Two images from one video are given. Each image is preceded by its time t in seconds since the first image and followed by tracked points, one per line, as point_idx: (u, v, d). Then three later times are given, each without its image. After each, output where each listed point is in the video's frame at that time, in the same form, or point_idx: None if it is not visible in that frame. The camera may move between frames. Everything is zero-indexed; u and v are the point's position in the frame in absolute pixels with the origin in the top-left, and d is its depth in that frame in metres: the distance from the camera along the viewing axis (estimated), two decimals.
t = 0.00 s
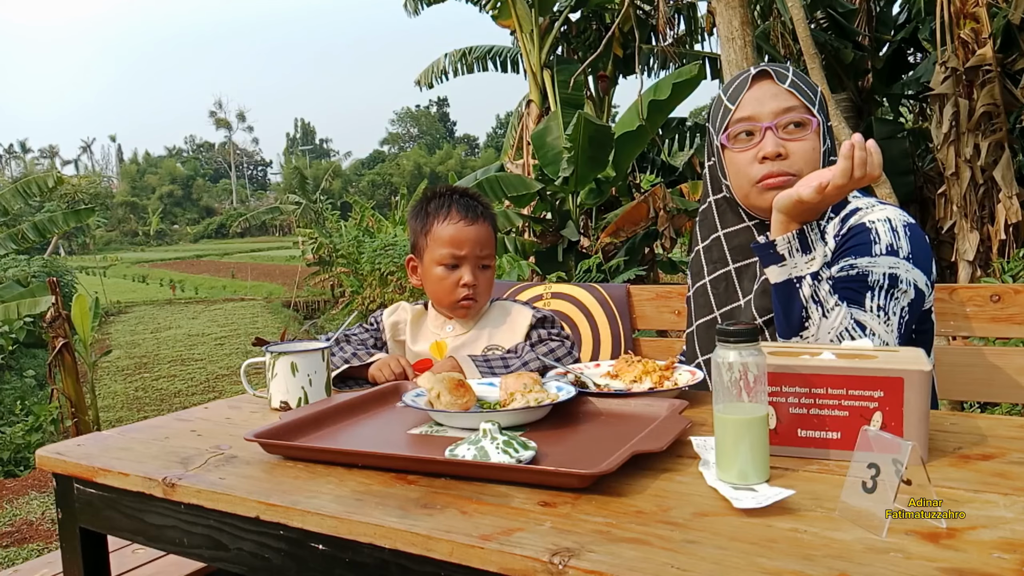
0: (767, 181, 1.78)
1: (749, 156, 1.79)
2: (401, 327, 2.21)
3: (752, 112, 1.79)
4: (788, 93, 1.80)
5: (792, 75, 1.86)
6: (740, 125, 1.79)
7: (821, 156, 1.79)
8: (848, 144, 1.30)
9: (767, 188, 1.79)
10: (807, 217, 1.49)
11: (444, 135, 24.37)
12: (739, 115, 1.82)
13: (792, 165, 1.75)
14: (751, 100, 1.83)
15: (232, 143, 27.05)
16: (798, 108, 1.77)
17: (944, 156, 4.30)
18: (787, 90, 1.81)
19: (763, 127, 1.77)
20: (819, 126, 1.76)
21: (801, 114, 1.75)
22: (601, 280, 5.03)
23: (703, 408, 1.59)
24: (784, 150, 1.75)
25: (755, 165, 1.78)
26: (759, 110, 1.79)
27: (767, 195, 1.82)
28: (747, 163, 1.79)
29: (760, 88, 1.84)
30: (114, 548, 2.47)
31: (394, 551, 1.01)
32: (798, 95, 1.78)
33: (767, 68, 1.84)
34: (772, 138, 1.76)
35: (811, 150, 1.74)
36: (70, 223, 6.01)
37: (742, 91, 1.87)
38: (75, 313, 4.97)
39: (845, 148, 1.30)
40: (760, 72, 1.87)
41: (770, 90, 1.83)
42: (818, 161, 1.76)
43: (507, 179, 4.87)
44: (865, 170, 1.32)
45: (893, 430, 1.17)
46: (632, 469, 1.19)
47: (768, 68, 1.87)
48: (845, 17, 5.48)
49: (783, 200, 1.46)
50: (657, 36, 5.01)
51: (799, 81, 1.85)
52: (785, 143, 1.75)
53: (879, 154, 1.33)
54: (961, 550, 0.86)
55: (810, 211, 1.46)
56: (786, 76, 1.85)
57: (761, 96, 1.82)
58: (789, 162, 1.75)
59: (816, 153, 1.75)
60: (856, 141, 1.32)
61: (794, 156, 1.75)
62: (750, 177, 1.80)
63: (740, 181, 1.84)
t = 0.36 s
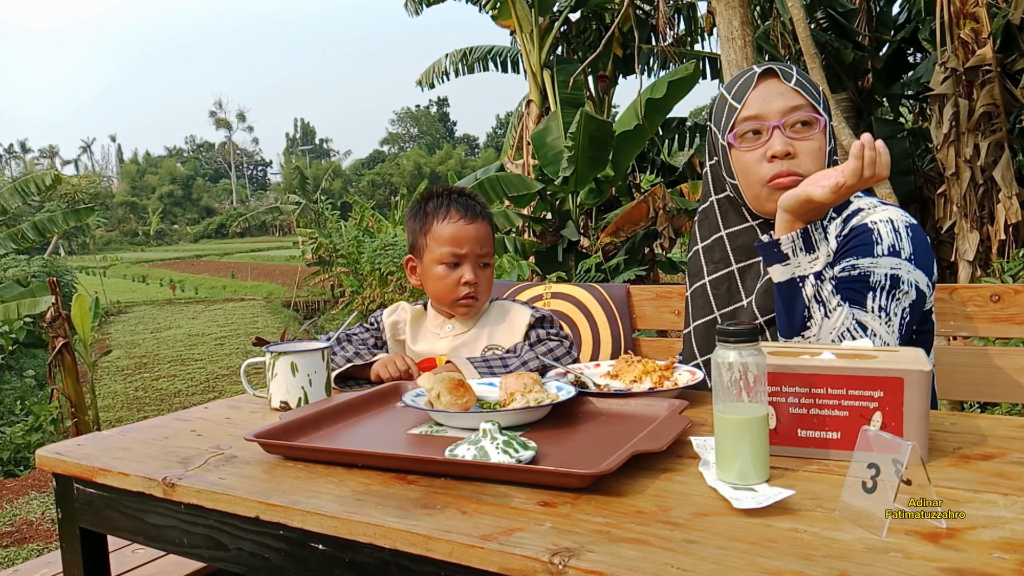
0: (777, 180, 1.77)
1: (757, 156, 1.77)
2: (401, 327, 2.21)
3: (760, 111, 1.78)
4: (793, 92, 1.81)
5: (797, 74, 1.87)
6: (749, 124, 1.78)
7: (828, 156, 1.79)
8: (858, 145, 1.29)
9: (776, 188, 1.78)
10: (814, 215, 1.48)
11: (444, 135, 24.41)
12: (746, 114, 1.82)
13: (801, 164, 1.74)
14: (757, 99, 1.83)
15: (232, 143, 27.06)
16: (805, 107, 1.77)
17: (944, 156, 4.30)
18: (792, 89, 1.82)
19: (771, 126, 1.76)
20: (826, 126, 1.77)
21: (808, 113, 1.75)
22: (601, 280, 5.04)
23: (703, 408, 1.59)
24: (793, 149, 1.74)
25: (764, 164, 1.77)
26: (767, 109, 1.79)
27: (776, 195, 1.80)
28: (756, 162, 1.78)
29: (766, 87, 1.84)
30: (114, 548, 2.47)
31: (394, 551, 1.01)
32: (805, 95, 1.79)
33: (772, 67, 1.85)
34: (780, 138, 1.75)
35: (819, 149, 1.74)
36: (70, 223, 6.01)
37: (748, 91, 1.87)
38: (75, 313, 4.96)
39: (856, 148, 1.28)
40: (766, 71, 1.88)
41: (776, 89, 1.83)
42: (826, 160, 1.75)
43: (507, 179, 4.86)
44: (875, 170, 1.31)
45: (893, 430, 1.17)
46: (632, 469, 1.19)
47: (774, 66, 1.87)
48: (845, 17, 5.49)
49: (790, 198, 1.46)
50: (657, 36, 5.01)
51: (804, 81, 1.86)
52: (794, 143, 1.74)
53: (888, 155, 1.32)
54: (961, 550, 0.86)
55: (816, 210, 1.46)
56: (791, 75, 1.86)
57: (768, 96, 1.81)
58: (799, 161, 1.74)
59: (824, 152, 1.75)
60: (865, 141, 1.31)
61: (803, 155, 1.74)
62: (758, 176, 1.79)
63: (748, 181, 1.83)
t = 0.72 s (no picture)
0: (774, 179, 1.77)
1: (754, 155, 1.78)
2: (402, 327, 2.21)
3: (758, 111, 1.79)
4: (792, 91, 1.81)
5: (796, 74, 1.86)
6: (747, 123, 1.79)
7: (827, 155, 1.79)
8: (860, 145, 1.29)
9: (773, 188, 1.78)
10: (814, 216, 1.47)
11: (444, 136, 24.46)
12: (744, 114, 1.83)
13: (799, 162, 1.73)
14: (755, 97, 1.84)
15: (232, 143, 27.08)
16: (803, 107, 1.77)
17: (944, 156, 4.30)
18: (790, 88, 1.82)
19: (768, 126, 1.77)
20: (824, 125, 1.77)
21: (807, 112, 1.75)
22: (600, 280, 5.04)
23: (703, 408, 1.59)
24: (791, 148, 1.74)
25: (761, 163, 1.77)
26: (764, 108, 1.80)
27: (772, 194, 1.80)
28: (753, 161, 1.78)
29: (764, 86, 1.85)
30: (114, 548, 2.47)
31: (394, 551, 1.01)
32: (803, 94, 1.79)
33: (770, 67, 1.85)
34: (778, 136, 1.76)
35: (817, 148, 1.74)
36: (70, 223, 6.01)
37: (746, 90, 1.88)
38: (75, 313, 4.96)
39: (859, 148, 1.29)
40: (764, 71, 1.88)
41: (774, 88, 1.83)
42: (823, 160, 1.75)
43: (506, 179, 4.86)
44: (878, 171, 1.31)
45: (893, 430, 1.17)
46: (632, 469, 1.19)
47: (773, 66, 1.87)
48: (845, 17, 5.49)
49: (790, 199, 1.44)
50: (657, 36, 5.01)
51: (802, 80, 1.86)
52: (792, 142, 1.74)
53: (890, 155, 1.32)
54: (961, 550, 0.86)
55: (817, 210, 1.45)
56: (790, 74, 1.85)
57: (766, 95, 1.82)
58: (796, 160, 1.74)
59: (822, 151, 1.75)
60: (869, 141, 1.30)
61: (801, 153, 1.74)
62: (755, 175, 1.79)
63: (746, 181, 1.83)
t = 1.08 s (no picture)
0: (759, 181, 1.78)
1: (741, 157, 1.78)
2: (401, 327, 2.21)
3: (744, 113, 1.80)
4: (782, 93, 1.80)
5: (789, 73, 1.84)
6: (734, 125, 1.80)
7: (815, 156, 1.80)
8: (856, 144, 1.29)
9: (759, 189, 1.79)
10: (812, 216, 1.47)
11: (444, 136, 24.49)
12: (732, 116, 1.83)
13: (784, 165, 1.75)
14: (745, 100, 1.84)
15: (232, 143, 27.08)
16: (790, 109, 1.78)
17: (943, 157, 4.31)
18: (780, 90, 1.81)
19: (755, 128, 1.77)
20: (811, 126, 1.78)
21: (793, 115, 1.77)
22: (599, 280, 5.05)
23: (703, 408, 1.59)
24: (776, 151, 1.75)
25: (747, 165, 1.78)
26: (751, 110, 1.80)
27: (759, 197, 1.81)
28: (739, 163, 1.79)
29: (754, 88, 1.85)
30: (114, 548, 2.47)
31: (394, 551, 1.01)
32: (792, 95, 1.79)
33: (761, 69, 1.84)
34: (765, 139, 1.76)
35: (802, 150, 1.76)
36: (70, 223, 6.01)
37: (736, 93, 1.88)
38: (75, 313, 4.96)
39: (855, 147, 1.28)
40: (757, 72, 1.87)
41: (764, 91, 1.83)
42: (809, 162, 1.77)
43: (506, 179, 4.87)
44: (873, 170, 1.31)
45: (893, 430, 1.17)
46: (632, 469, 1.19)
47: (765, 67, 1.86)
48: (845, 17, 5.50)
49: (786, 198, 1.45)
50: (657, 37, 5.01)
51: (796, 79, 1.84)
52: (777, 144, 1.76)
53: (886, 155, 1.32)
54: (961, 550, 0.86)
55: (814, 210, 1.45)
56: (782, 75, 1.84)
57: (753, 97, 1.82)
58: (781, 162, 1.76)
59: (808, 154, 1.77)
60: (863, 140, 1.30)
61: (785, 156, 1.75)
62: (741, 177, 1.80)
63: (732, 182, 1.84)
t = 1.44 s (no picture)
0: (765, 182, 1.78)
1: (745, 159, 1.78)
2: (401, 327, 2.23)
3: (748, 115, 1.79)
4: (785, 94, 1.80)
5: (793, 74, 1.85)
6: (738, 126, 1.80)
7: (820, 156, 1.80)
8: (855, 143, 1.29)
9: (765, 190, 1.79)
10: (813, 215, 1.47)
11: (444, 136, 24.52)
12: (736, 118, 1.83)
13: (789, 166, 1.75)
14: (748, 102, 1.84)
15: (232, 143, 27.08)
16: (794, 110, 1.77)
17: (943, 157, 4.30)
18: (784, 92, 1.81)
19: (759, 130, 1.77)
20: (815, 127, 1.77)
21: (797, 116, 1.76)
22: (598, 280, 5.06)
23: (703, 409, 1.59)
24: (781, 152, 1.75)
25: (751, 167, 1.77)
26: (755, 112, 1.80)
27: (765, 198, 1.80)
28: (744, 165, 1.79)
29: (757, 90, 1.85)
30: (114, 548, 2.47)
31: (394, 551, 1.01)
32: (796, 96, 1.79)
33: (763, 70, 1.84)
34: (769, 141, 1.76)
35: (807, 151, 1.75)
36: (70, 223, 6.01)
37: (740, 94, 1.88)
38: (75, 313, 4.96)
39: (854, 147, 1.29)
40: (759, 73, 1.87)
41: (767, 92, 1.83)
42: (815, 163, 1.77)
43: (505, 179, 4.87)
44: (873, 170, 1.31)
45: (893, 430, 1.17)
46: (632, 470, 1.19)
47: (767, 69, 1.86)
48: (845, 17, 5.50)
49: (786, 197, 1.46)
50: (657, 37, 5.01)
51: (799, 80, 1.84)
52: (782, 145, 1.75)
53: (886, 154, 1.32)
54: (961, 550, 0.86)
55: (814, 210, 1.45)
56: (785, 76, 1.84)
57: (758, 99, 1.82)
58: (786, 163, 1.75)
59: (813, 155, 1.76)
60: (863, 140, 1.30)
61: (790, 157, 1.75)
62: (746, 179, 1.80)
63: (738, 184, 1.84)
